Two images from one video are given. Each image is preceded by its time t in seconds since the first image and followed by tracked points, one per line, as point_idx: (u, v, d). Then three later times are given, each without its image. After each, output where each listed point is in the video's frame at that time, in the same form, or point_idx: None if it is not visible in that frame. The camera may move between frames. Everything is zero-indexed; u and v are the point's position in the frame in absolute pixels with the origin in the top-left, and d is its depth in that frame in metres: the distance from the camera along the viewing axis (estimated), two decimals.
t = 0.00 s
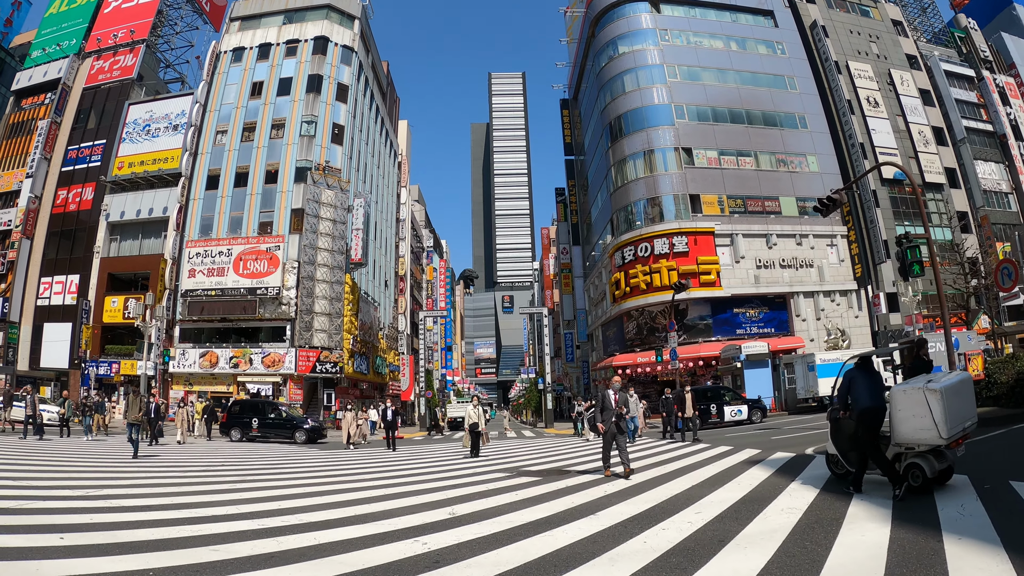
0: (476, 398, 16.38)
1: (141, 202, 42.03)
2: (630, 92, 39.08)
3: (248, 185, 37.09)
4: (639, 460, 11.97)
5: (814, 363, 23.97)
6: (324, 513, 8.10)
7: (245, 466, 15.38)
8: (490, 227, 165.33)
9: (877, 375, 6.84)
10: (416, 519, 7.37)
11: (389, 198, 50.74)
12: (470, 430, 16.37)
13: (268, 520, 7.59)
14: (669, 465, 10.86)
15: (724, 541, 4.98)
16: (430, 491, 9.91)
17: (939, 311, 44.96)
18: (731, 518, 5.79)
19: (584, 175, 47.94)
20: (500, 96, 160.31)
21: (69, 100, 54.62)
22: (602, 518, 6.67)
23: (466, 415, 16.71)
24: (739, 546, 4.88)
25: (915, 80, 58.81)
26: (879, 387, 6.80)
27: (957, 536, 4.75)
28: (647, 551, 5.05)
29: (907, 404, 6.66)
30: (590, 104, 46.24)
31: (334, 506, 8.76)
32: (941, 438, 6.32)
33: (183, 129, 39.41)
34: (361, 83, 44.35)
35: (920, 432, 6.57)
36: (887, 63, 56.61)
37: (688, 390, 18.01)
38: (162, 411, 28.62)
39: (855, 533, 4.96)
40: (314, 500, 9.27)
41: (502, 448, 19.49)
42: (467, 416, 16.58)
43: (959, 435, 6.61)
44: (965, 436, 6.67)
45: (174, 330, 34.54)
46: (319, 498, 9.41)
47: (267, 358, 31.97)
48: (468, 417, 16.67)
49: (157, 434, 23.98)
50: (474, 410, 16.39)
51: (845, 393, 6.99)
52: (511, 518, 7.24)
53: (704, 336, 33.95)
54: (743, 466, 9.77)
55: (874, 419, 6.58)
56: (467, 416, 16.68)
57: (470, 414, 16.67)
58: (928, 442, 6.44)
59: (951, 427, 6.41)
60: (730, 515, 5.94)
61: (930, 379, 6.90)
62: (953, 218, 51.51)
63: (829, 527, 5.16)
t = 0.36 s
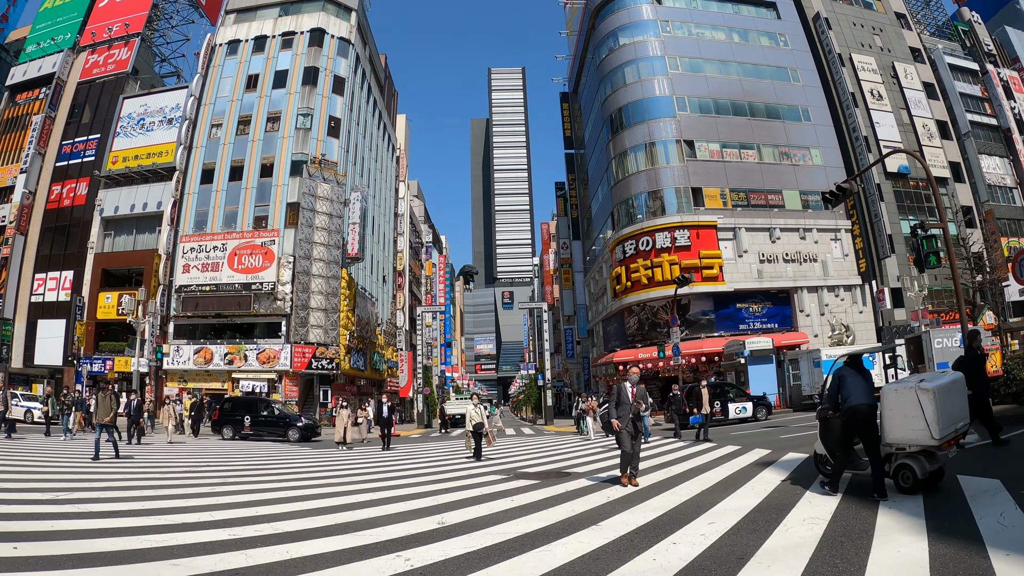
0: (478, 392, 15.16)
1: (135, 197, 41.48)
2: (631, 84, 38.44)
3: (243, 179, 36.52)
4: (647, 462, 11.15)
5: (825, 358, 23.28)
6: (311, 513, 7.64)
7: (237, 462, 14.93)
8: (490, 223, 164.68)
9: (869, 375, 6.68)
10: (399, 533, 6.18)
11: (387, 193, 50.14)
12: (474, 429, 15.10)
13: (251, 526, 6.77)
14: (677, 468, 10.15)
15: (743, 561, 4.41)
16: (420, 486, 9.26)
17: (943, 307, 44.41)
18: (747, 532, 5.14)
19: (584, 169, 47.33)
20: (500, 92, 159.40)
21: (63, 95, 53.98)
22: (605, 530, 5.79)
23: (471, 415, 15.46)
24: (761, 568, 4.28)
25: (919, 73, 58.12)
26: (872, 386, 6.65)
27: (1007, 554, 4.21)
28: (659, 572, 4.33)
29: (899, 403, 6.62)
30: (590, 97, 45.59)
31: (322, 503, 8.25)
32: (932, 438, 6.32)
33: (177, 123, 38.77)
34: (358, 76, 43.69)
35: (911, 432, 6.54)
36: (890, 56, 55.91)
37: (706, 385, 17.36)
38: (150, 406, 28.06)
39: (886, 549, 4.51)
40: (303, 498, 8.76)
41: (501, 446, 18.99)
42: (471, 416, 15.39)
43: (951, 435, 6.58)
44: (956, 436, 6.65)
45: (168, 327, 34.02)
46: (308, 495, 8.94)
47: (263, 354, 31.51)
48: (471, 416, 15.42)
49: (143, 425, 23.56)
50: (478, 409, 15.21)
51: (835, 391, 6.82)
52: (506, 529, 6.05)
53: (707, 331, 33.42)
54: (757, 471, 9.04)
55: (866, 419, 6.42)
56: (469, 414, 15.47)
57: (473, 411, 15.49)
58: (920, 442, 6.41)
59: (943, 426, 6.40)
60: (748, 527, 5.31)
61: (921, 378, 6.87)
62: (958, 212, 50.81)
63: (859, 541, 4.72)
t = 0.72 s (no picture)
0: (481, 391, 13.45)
1: (130, 191, 40.93)
2: (633, 75, 37.80)
3: (238, 172, 35.93)
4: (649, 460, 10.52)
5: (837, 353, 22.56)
6: (300, 513, 7.14)
7: (228, 460, 14.44)
8: (490, 218, 164.04)
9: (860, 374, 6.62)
10: (387, 546, 5.14)
11: (386, 188, 49.53)
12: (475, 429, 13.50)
13: (225, 533, 5.96)
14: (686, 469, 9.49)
15: None
16: (407, 494, 8.27)
17: (949, 303, 43.82)
18: (775, 546, 4.56)
19: (585, 162, 46.68)
20: (500, 87, 158.51)
21: (58, 89, 53.39)
22: (616, 543, 5.01)
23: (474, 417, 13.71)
24: None
25: (924, 66, 57.42)
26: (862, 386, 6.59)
27: None
28: None
29: (892, 402, 6.55)
30: (591, 90, 44.97)
31: (312, 504, 7.71)
32: (926, 438, 6.23)
33: (172, 116, 38.17)
34: (355, 69, 43.06)
35: (904, 431, 6.46)
36: (895, 49, 55.19)
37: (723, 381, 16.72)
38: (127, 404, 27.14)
39: (934, 564, 4.05)
40: (293, 498, 8.24)
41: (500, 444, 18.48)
42: (473, 416, 13.69)
43: (947, 435, 6.50)
44: (952, 436, 6.56)
45: (163, 322, 33.52)
46: (297, 496, 8.41)
47: (258, 350, 30.93)
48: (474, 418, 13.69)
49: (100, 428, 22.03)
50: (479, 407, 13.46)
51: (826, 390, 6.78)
52: (507, 541, 5.12)
53: (710, 327, 32.87)
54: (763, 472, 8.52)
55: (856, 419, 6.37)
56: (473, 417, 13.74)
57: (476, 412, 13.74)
58: (914, 441, 6.33)
59: (937, 426, 6.29)
60: (775, 540, 4.72)
61: (916, 376, 6.80)
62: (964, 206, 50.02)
63: (902, 556, 4.24)
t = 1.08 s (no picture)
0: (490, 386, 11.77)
1: (124, 185, 40.40)
2: (633, 67, 37.24)
3: (233, 166, 35.40)
4: (653, 459, 9.89)
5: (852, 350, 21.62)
6: (282, 513, 6.65)
7: (219, 457, 14.01)
8: (490, 214, 163.52)
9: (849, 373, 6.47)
10: (367, 559, 4.58)
11: (384, 182, 48.98)
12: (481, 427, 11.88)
13: (195, 541, 5.44)
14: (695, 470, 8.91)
15: None
16: (397, 495, 7.72)
17: (953, 298, 43.31)
18: (803, 561, 4.03)
19: (586, 156, 46.09)
20: (499, 83, 157.71)
21: (53, 84, 52.77)
22: (624, 557, 4.45)
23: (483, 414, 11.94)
24: None
25: (928, 59, 56.79)
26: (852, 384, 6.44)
27: None
28: None
29: (880, 401, 6.51)
30: (591, 83, 44.38)
31: (295, 504, 7.21)
32: (914, 437, 6.21)
33: (166, 109, 37.62)
34: (353, 62, 42.44)
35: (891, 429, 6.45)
36: (898, 42, 54.56)
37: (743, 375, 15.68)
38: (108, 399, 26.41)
39: None
40: (278, 497, 7.77)
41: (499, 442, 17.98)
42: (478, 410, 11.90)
43: (935, 433, 6.46)
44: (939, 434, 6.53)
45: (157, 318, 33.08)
46: (281, 495, 7.91)
47: (253, 346, 30.46)
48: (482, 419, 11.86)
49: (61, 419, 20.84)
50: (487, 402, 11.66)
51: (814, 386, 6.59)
52: (502, 554, 4.60)
53: (713, 322, 32.35)
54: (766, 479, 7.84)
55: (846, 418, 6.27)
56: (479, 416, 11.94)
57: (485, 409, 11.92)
58: (902, 440, 6.29)
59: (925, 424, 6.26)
60: (803, 553, 4.22)
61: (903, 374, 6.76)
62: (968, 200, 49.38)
63: (947, 572, 3.75)
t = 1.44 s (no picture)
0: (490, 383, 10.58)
1: (119, 180, 39.84)
2: (634, 60, 36.64)
3: (228, 159, 34.83)
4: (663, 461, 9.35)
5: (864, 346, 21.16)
6: (260, 522, 6.08)
7: (207, 455, 13.52)
8: (490, 211, 162.83)
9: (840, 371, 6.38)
10: None
11: (382, 177, 48.41)
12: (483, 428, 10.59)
13: (161, 555, 4.93)
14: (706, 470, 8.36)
15: None
16: (387, 501, 7.14)
17: (959, 294, 42.75)
18: None
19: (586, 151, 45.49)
20: (499, 79, 156.87)
21: (48, 78, 52.15)
22: None
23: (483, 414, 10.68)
24: None
25: (932, 53, 56.15)
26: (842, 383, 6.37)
27: None
28: None
29: (870, 400, 6.45)
30: (592, 76, 43.78)
31: (276, 510, 6.70)
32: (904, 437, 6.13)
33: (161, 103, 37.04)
34: (350, 55, 41.82)
35: (881, 429, 6.39)
36: (902, 35, 53.90)
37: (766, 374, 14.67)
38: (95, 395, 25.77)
39: None
40: (259, 502, 7.25)
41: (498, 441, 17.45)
42: (480, 410, 10.71)
43: (926, 434, 6.39)
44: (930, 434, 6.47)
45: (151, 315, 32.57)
46: (263, 500, 7.39)
47: (248, 343, 29.97)
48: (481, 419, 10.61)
49: (32, 417, 19.46)
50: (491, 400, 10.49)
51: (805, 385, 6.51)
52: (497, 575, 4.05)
53: (717, 318, 31.81)
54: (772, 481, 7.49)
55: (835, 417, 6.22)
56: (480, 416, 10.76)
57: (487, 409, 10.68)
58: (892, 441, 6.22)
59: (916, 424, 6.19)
60: None
61: (893, 373, 6.69)
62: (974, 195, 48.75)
63: None
